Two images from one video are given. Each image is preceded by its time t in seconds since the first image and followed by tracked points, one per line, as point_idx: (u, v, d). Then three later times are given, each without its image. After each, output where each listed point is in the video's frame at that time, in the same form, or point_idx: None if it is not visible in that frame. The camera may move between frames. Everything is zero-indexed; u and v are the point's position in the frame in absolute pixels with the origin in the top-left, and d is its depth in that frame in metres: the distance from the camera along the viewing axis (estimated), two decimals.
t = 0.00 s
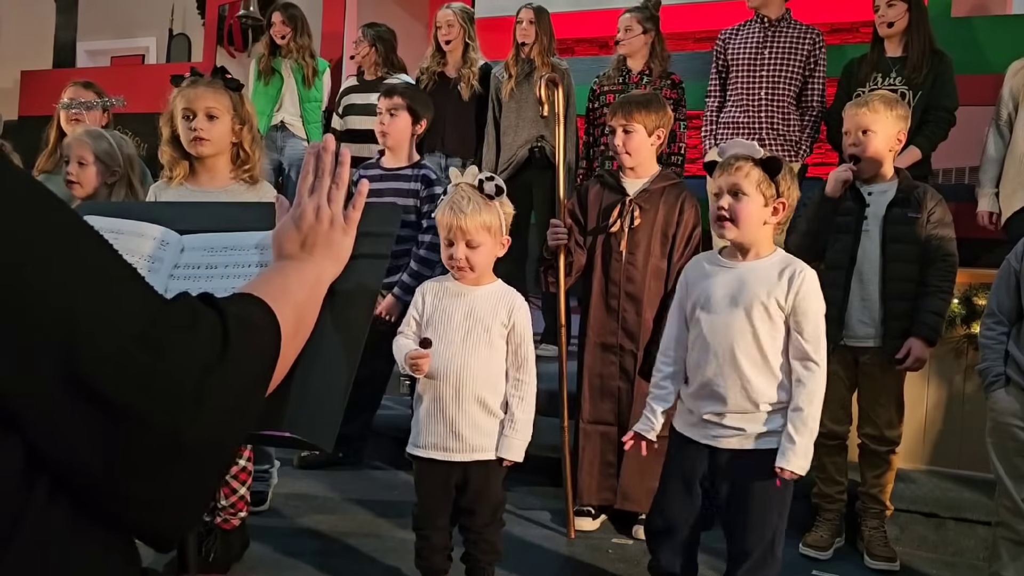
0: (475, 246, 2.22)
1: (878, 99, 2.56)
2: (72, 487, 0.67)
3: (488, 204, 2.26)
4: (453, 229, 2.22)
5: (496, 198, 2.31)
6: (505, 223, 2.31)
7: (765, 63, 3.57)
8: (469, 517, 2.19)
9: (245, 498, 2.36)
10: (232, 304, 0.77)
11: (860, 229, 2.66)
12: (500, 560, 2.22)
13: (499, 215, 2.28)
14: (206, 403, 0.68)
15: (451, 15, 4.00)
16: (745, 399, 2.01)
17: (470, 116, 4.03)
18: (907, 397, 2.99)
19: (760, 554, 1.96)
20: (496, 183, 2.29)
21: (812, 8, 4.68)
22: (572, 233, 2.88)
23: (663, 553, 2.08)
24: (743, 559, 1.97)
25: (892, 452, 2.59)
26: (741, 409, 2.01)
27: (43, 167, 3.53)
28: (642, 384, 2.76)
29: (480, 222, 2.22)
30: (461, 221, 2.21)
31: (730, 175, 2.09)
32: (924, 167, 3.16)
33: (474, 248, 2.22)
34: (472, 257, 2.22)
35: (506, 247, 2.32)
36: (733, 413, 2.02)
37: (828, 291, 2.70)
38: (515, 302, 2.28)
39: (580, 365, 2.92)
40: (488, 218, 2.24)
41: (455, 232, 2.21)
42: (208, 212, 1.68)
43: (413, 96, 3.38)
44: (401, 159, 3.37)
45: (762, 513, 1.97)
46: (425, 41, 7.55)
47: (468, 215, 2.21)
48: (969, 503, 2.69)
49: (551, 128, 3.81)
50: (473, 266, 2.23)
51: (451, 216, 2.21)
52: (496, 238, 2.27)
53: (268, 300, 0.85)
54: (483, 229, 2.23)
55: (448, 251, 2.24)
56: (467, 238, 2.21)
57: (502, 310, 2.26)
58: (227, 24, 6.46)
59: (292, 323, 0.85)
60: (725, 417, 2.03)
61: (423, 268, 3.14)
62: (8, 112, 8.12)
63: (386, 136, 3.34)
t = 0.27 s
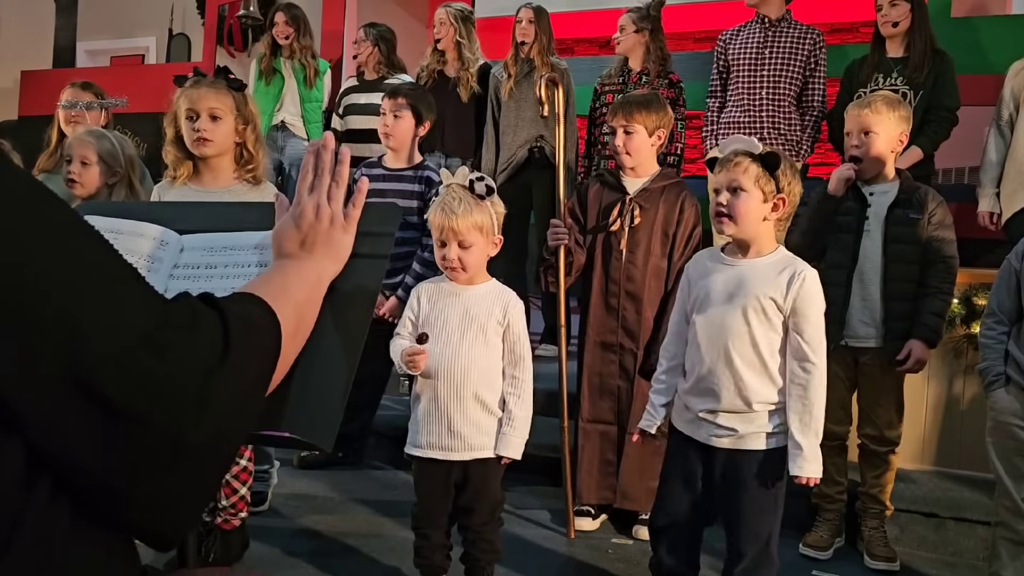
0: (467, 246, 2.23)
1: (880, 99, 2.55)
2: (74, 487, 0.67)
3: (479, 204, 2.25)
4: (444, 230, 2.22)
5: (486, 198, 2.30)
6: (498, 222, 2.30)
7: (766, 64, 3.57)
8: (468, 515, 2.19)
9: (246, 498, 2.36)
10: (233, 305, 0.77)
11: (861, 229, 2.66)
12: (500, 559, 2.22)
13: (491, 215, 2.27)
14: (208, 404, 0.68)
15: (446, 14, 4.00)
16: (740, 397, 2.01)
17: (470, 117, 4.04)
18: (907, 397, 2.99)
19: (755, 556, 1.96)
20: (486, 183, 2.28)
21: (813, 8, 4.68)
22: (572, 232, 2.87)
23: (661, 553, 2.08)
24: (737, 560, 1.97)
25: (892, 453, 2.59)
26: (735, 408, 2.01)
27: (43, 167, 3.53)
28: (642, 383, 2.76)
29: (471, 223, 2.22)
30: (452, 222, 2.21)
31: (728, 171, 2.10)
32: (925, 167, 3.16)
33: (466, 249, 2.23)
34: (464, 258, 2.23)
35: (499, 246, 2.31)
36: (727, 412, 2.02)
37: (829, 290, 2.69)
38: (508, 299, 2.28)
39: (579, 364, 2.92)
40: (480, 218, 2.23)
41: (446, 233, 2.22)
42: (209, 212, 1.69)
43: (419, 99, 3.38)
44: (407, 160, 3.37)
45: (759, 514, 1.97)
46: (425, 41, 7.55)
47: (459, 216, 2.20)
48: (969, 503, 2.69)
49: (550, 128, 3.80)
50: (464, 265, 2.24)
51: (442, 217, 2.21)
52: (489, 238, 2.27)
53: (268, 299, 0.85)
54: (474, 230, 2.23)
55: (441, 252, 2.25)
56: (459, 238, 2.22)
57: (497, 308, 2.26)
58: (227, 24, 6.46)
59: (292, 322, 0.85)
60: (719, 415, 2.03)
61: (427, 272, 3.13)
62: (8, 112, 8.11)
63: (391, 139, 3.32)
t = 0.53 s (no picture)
0: (462, 245, 2.23)
1: (882, 101, 2.55)
2: (76, 489, 0.68)
3: (472, 203, 2.25)
4: (438, 229, 2.22)
5: (480, 195, 2.28)
6: (492, 221, 2.30)
7: (767, 64, 3.57)
8: (467, 515, 2.19)
9: (245, 498, 2.36)
10: (234, 307, 0.77)
11: (862, 229, 2.66)
12: (500, 559, 2.22)
13: (485, 214, 2.27)
14: (209, 407, 0.68)
15: (441, 15, 4.01)
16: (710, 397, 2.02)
17: (470, 116, 4.04)
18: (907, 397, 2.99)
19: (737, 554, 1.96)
20: (478, 181, 2.26)
21: (815, 8, 4.68)
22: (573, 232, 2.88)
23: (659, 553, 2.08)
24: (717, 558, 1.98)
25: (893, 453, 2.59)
26: (708, 408, 2.02)
27: (43, 167, 3.53)
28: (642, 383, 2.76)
29: (465, 222, 2.21)
30: (446, 221, 2.21)
31: (696, 180, 2.10)
32: (925, 168, 3.16)
33: (461, 247, 2.23)
34: (458, 256, 2.23)
35: (494, 244, 2.31)
36: (700, 411, 2.03)
37: (831, 289, 2.69)
38: (504, 298, 2.29)
39: (579, 364, 2.92)
40: (474, 217, 2.23)
41: (441, 232, 2.22)
42: (211, 212, 1.69)
43: (414, 99, 3.41)
44: (402, 160, 3.37)
45: (730, 517, 1.97)
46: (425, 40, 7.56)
47: (453, 215, 2.21)
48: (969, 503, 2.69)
49: (550, 128, 3.81)
50: (459, 263, 2.23)
51: (438, 217, 2.21)
52: (483, 237, 2.27)
53: (269, 302, 0.85)
54: (469, 229, 2.23)
55: (436, 251, 2.25)
56: (453, 237, 2.22)
57: (493, 307, 2.26)
58: (227, 24, 6.46)
59: (293, 325, 0.85)
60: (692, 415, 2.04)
61: (415, 269, 3.16)
62: (8, 112, 8.12)
63: (386, 138, 3.34)
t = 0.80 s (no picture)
0: (459, 244, 2.23)
1: (880, 103, 2.55)
2: (76, 490, 0.68)
3: (468, 201, 2.26)
4: (433, 228, 2.22)
5: (475, 194, 2.30)
6: (489, 220, 2.30)
7: (767, 65, 3.57)
8: (467, 515, 2.19)
9: (245, 499, 2.36)
10: (234, 307, 0.77)
11: (861, 229, 2.66)
12: (499, 559, 2.22)
13: (480, 212, 2.27)
14: (209, 407, 0.69)
15: (441, 15, 4.01)
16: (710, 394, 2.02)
17: (469, 117, 4.04)
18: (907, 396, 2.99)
19: (741, 551, 1.97)
20: (474, 180, 2.27)
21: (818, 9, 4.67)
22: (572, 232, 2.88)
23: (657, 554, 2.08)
24: (722, 556, 1.97)
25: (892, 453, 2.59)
26: (710, 404, 2.02)
27: (43, 167, 3.53)
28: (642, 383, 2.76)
29: (460, 221, 2.21)
30: (442, 220, 2.21)
31: (702, 172, 2.09)
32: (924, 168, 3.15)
33: (457, 246, 2.23)
34: (456, 254, 2.23)
35: (491, 244, 2.31)
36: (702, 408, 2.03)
37: (831, 290, 2.69)
38: (503, 297, 2.28)
39: (578, 364, 2.92)
40: (469, 216, 2.23)
41: (437, 231, 2.22)
42: (213, 212, 1.69)
43: (408, 98, 3.42)
44: (400, 160, 3.37)
45: (738, 514, 1.97)
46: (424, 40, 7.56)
47: (448, 214, 2.20)
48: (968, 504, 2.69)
49: (550, 129, 3.81)
50: (457, 262, 2.23)
51: (434, 217, 2.21)
52: (480, 236, 2.27)
53: (269, 302, 0.86)
54: (464, 228, 2.22)
55: (434, 250, 2.25)
56: (449, 236, 2.22)
57: (491, 305, 2.26)
58: (227, 24, 6.46)
59: (293, 325, 0.85)
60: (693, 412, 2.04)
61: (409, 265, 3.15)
62: (8, 112, 8.12)
63: (383, 137, 3.34)
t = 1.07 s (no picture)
0: (459, 244, 2.23)
1: (878, 102, 2.55)
2: (77, 491, 0.68)
3: (467, 201, 2.25)
4: (434, 229, 2.22)
5: (475, 194, 2.30)
6: (489, 219, 2.30)
7: (766, 65, 3.58)
8: (467, 515, 2.19)
9: (246, 499, 2.36)
10: (234, 308, 0.77)
11: (860, 230, 2.66)
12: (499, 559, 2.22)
13: (480, 211, 2.26)
14: (209, 408, 0.69)
15: (439, 15, 4.01)
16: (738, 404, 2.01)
17: (469, 117, 4.04)
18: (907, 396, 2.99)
19: (757, 557, 1.95)
20: (473, 179, 2.27)
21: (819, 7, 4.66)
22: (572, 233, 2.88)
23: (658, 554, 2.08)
24: (739, 563, 1.97)
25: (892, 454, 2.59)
26: (737, 415, 2.01)
27: (42, 168, 3.53)
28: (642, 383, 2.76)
29: (460, 221, 2.21)
30: (442, 220, 2.21)
31: (740, 190, 2.07)
32: (923, 168, 3.15)
33: (457, 246, 2.23)
34: (456, 255, 2.23)
35: (492, 243, 2.31)
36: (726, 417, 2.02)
37: (831, 290, 2.69)
38: (503, 297, 2.27)
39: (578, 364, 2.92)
40: (469, 215, 2.23)
41: (437, 230, 2.22)
42: (214, 213, 1.69)
43: (408, 98, 3.42)
44: (400, 160, 3.38)
45: (756, 518, 1.96)
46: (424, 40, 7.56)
47: (448, 214, 2.20)
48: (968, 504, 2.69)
49: (550, 129, 3.82)
50: (458, 263, 2.24)
51: (433, 217, 2.21)
52: (480, 235, 2.27)
53: (270, 303, 0.86)
54: (464, 228, 2.22)
55: (434, 250, 2.26)
56: (450, 236, 2.22)
57: (491, 304, 2.26)
58: (226, 24, 6.47)
59: (294, 326, 0.85)
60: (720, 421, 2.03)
61: (410, 265, 3.15)
62: (9, 112, 8.13)
63: (384, 134, 3.34)
